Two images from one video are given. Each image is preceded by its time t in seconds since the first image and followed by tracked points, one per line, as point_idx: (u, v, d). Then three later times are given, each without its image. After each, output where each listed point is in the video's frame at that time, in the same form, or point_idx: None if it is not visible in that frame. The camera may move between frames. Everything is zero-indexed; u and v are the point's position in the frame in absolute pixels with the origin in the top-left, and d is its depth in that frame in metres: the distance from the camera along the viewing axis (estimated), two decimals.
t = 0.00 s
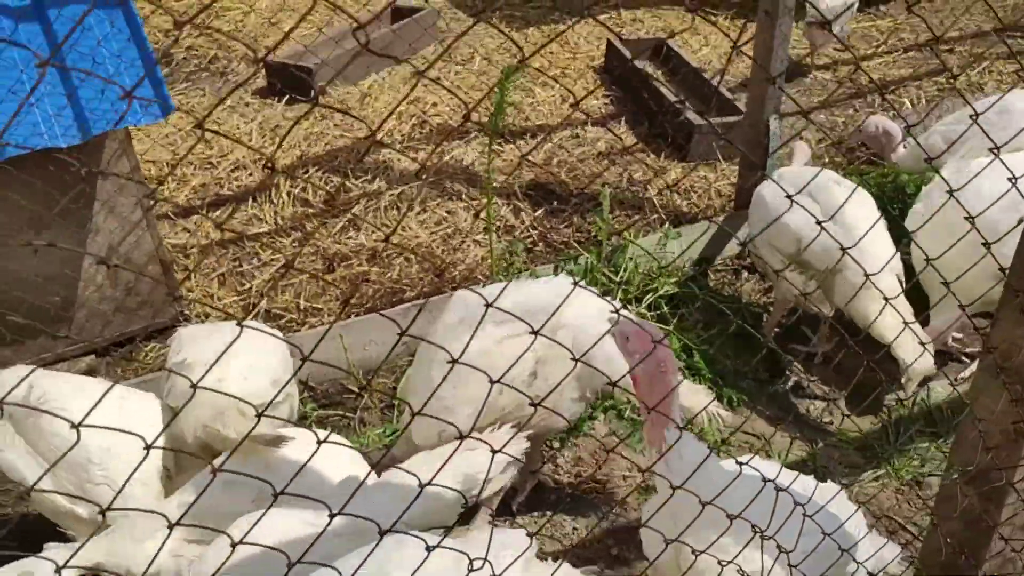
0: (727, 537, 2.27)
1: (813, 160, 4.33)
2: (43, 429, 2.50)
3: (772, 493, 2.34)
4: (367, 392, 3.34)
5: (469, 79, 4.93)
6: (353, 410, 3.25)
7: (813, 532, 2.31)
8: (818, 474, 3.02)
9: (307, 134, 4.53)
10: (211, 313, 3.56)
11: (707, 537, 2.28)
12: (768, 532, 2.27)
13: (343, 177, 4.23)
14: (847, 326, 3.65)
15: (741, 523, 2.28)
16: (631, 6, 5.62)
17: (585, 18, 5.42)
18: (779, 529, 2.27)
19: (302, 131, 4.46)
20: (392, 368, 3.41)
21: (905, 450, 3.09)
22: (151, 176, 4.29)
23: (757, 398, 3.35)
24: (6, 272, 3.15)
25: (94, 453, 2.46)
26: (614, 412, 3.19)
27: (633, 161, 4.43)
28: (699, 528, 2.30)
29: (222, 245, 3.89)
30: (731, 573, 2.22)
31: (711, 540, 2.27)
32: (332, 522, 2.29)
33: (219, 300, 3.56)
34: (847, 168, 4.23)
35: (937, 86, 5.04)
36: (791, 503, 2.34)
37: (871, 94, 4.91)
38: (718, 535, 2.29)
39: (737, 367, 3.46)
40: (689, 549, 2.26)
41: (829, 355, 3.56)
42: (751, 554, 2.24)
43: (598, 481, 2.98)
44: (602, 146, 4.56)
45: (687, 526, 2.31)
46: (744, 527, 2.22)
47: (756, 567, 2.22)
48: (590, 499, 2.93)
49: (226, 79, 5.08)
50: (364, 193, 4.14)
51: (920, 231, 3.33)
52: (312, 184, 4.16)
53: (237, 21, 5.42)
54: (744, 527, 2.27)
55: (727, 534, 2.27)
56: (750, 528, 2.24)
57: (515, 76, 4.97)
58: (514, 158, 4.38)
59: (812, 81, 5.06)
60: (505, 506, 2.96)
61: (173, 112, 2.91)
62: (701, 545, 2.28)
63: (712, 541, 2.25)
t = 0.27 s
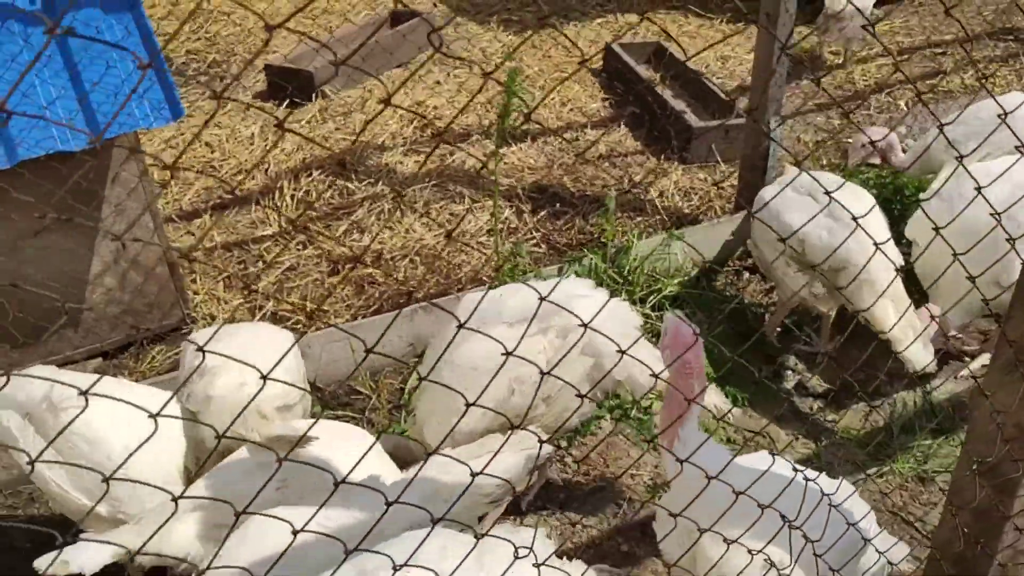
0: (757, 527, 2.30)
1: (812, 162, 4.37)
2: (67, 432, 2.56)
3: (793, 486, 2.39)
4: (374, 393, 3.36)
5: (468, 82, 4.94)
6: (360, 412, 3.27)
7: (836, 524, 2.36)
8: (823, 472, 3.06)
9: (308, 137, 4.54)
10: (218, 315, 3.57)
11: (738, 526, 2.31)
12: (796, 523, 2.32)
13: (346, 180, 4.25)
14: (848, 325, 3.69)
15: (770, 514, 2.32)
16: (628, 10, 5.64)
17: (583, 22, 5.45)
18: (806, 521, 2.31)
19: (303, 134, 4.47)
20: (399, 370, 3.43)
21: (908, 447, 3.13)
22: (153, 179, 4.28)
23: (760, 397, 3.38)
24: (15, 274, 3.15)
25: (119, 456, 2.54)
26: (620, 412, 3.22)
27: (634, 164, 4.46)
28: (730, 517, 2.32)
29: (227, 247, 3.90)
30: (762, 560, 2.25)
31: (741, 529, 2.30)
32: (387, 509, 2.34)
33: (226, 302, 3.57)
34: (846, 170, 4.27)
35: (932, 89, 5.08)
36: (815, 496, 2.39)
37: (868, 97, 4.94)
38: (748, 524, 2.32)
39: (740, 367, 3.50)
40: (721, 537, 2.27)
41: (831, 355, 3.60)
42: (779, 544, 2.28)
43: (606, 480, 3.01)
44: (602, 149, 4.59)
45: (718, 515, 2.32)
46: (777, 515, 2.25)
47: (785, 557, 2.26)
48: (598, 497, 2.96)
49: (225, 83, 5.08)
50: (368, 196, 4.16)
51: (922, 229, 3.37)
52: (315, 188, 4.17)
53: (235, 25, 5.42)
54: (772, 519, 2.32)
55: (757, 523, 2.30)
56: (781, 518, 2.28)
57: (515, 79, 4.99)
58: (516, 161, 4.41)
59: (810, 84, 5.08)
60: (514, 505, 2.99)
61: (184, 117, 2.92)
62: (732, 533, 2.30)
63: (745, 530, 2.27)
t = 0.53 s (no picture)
0: (778, 508, 2.36)
1: (808, 162, 4.42)
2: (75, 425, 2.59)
3: (813, 469, 2.43)
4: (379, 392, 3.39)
5: (465, 84, 4.96)
6: (365, 410, 3.29)
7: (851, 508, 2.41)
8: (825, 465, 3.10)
9: (307, 140, 4.56)
10: (222, 316, 3.59)
11: (759, 508, 2.34)
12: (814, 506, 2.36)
13: (347, 182, 4.27)
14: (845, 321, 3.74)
15: (792, 494, 2.37)
16: (622, 12, 5.68)
17: (577, 24, 5.48)
18: (827, 501, 2.37)
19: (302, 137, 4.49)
20: (403, 369, 3.46)
21: (907, 439, 3.18)
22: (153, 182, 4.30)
23: (760, 393, 3.43)
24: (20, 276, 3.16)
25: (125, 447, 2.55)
26: (623, 408, 3.25)
27: (631, 164, 4.50)
28: (754, 497, 2.36)
29: (229, 249, 3.92)
30: (782, 540, 2.30)
31: (764, 510, 2.35)
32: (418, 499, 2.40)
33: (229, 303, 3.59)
34: (841, 169, 4.32)
35: (924, 89, 5.13)
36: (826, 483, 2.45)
37: (860, 98, 5.00)
38: (769, 504, 2.36)
39: (740, 363, 3.55)
40: (746, 517, 2.30)
41: (829, 350, 3.65)
42: (798, 526, 2.33)
43: (611, 475, 3.05)
44: (599, 150, 4.62)
45: (743, 495, 2.36)
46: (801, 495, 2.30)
47: (806, 537, 2.33)
48: (604, 491, 3.00)
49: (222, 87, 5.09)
50: (368, 197, 4.18)
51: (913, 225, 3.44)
52: (316, 190, 4.19)
53: (231, 29, 5.43)
54: (794, 498, 2.37)
55: (779, 504, 2.35)
56: (802, 499, 2.34)
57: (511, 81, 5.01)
58: (515, 162, 4.44)
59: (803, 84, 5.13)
60: (521, 500, 3.02)
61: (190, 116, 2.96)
62: (755, 513, 2.34)
63: (769, 510, 2.32)
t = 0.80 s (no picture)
0: (788, 492, 2.40)
1: (798, 162, 4.47)
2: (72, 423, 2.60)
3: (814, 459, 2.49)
4: (379, 393, 3.41)
5: (457, 88, 4.99)
6: (365, 411, 3.30)
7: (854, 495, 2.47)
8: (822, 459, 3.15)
9: (301, 144, 4.57)
10: (220, 320, 3.60)
11: (772, 492, 2.38)
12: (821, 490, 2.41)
13: (342, 185, 4.29)
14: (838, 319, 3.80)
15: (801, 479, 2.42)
16: (611, 16, 5.71)
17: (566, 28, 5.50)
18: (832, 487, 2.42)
19: (296, 142, 4.50)
20: (402, 369, 3.48)
21: (902, 433, 3.23)
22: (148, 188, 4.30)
23: (757, 390, 3.47)
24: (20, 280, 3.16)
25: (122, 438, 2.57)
26: (622, 406, 3.29)
27: (624, 166, 4.53)
28: (765, 481, 2.40)
29: (226, 253, 3.93)
30: (792, 524, 2.34)
31: (775, 493, 2.39)
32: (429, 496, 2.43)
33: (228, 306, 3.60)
34: (831, 169, 4.37)
35: (910, 90, 5.19)
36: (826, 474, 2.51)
37: (849, 99, 5.05)
38: (780, 489, 2.40)
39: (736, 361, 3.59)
40: (758, 501, 2.33)
41: (823, 347, 3.70)
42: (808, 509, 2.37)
43: (611, 472, 3.08)
44: (591, 152, 4.65)
45: (755, 479, 2.40)
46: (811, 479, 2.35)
47: (814, 520, 2.39)
48: (604, 488, 3.03)
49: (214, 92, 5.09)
50: (364, 201, 4.20)
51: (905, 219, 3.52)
52: (312, 193, 4.21)
53: (221, 35, 5.43)
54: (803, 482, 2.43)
55: (789, 488, 2.40)
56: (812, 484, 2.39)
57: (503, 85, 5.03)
58: (509, 165, 4.47)
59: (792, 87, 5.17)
60: (522, 498, 3.05)
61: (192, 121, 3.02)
62: (766, 497, 2.38)
63: (781, 494, 2.36)
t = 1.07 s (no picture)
0: (791, 485, 2.43)
1: (788, 165, 4.50)
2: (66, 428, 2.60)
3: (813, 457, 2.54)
4: (375, 398, 3.42)
5: (447, 94, 5.00)
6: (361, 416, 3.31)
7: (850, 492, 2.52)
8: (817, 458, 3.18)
9: (293, 150, 4.57)
10: (215, 326, 3.60)
11: (775, 484, 2.41)
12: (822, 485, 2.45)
13: (335, 191, 4.30)
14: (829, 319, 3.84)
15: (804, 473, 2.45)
16: (599, 21, 5.73)
17: (555, 34, 5.53)
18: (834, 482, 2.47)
19: (288, 148, 4.50)
20: (398, 374, 3.49)
21: (895, 432, 3.27)
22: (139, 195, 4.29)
23: (751, 390, 3.50)
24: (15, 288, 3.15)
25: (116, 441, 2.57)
26: (617, 408, 3.31)
27: (615, 171, 4.56)
28: (769, 475, 2.43)
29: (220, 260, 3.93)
30: (793, 518, 2.37)
31: (778, 487, 2.41)
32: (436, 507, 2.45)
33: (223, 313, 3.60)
34: (820, 172, 4.41)
35: (896, 94, 5.24)
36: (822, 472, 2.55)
37: (836, 103, 5.09)
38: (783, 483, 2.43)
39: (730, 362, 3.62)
40: (762, 494, 2.35)
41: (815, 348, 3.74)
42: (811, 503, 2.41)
43: (607, 473, 3.10)
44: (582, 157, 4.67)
45: (758, 472, 2.43)
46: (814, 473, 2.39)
47: (816, 514, 2.40)
48: (601, 489, 3.05)
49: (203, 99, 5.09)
50: (357, 207, 4.21)
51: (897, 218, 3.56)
52: (305, 200, 4.22)
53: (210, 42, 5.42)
54: (805, 476, 2.46)
55: (792, 482, 2.43)
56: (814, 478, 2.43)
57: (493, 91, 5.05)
58: (501, 171, 4.48)
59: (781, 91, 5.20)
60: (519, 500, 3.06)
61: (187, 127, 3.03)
62: (769, 490, 2.41)
63: (784, 487, 2.39)
